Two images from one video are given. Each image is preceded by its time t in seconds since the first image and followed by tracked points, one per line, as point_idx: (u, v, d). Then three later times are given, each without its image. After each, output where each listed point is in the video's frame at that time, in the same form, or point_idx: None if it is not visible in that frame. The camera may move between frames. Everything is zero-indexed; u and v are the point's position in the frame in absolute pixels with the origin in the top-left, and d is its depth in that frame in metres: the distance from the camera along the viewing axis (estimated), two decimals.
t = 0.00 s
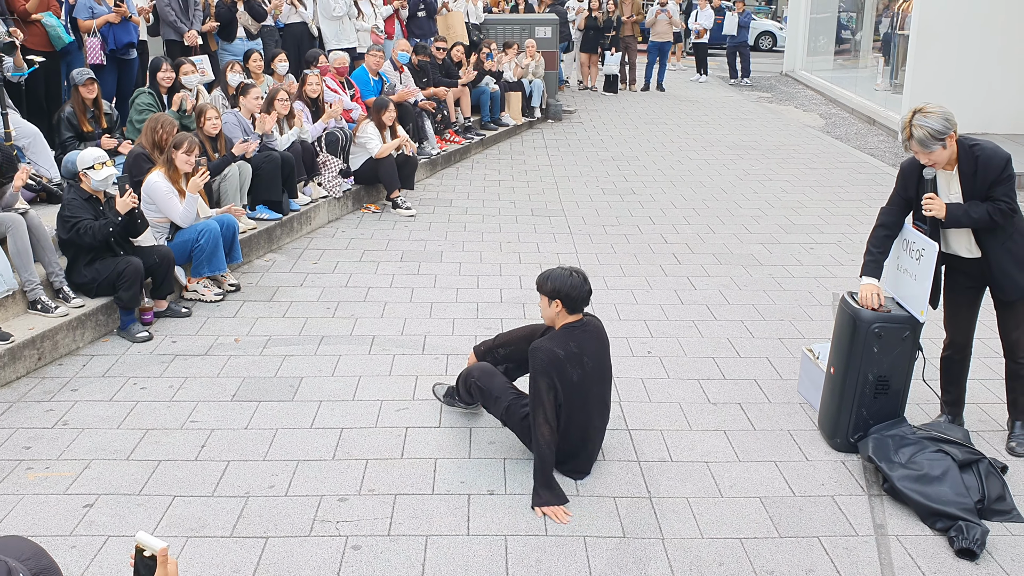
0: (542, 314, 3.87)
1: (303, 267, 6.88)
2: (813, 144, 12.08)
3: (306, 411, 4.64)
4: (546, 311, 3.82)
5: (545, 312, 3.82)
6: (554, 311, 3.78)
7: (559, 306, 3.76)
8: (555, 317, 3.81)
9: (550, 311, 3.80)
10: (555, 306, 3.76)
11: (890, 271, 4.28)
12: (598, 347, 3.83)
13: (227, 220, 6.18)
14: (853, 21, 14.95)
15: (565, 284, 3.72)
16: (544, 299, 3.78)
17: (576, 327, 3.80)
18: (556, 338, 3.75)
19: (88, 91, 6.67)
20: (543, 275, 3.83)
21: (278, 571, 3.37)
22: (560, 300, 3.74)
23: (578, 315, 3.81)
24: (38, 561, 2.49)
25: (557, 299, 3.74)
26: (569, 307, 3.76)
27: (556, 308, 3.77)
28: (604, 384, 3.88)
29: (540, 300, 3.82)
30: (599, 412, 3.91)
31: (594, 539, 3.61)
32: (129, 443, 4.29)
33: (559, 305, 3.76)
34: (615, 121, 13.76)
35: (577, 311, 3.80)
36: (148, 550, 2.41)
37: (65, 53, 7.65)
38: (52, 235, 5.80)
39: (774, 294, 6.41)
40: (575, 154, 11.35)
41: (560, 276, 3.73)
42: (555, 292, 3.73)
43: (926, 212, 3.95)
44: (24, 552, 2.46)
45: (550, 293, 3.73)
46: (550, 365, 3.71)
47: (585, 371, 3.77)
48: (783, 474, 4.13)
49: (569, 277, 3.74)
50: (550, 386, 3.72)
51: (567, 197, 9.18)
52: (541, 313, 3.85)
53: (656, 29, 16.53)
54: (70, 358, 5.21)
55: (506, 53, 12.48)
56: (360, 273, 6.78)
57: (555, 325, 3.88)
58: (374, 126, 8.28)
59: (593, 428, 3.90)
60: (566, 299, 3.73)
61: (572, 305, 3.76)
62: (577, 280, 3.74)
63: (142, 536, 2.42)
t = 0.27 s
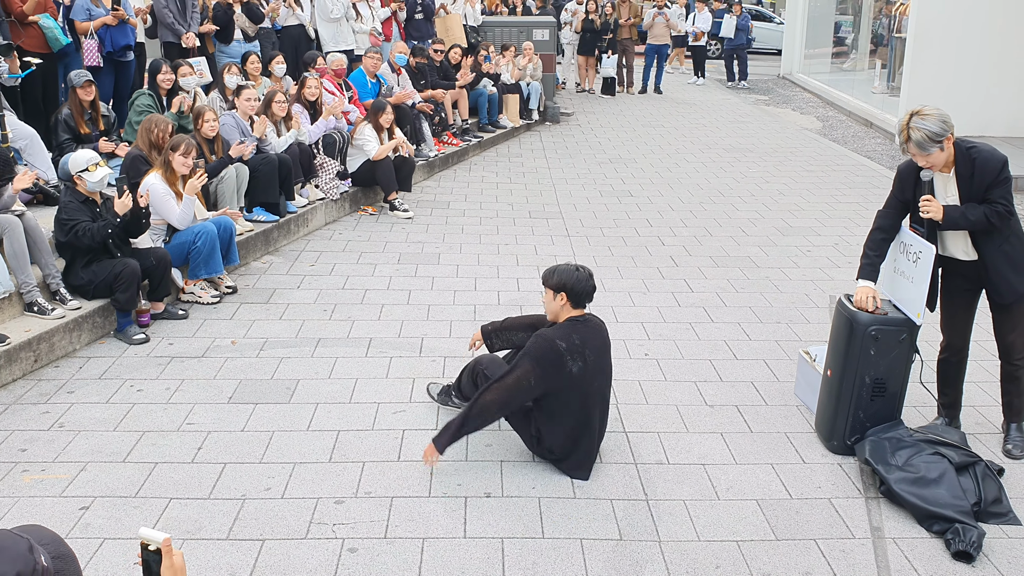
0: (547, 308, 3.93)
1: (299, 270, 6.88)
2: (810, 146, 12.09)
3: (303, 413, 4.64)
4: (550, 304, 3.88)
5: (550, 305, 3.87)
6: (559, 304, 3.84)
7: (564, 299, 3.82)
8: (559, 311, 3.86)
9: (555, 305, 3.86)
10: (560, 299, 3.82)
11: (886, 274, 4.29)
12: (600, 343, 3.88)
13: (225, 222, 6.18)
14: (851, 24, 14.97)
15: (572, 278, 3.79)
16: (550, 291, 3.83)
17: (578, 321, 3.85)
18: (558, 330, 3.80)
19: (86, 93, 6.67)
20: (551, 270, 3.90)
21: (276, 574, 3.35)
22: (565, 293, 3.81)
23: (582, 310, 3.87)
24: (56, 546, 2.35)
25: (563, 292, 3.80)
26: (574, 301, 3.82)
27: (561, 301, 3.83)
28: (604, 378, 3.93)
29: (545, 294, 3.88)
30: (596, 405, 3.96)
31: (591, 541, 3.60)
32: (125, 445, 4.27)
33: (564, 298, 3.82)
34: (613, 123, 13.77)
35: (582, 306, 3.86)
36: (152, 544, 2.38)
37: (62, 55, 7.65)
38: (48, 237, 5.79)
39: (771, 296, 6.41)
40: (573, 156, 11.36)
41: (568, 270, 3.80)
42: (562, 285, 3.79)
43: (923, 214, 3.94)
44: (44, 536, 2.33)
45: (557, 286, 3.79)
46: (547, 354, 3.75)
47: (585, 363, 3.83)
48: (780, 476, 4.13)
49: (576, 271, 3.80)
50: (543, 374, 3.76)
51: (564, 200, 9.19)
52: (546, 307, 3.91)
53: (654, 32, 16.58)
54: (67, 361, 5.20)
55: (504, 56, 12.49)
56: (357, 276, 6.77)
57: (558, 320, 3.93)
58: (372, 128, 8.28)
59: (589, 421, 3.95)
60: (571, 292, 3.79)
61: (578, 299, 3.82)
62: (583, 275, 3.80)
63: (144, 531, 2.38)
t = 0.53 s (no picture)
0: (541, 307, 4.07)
1: (295, 271, 6.87)
2: (806, 148, 12.11)
3: (298, 414, 4.63)
4: (543, 303, 4.01)
5: (543, 303, 4.01)
6: (551, 302, 3.97)
7: (556, 297, 3.95)
8: (551, 309, 4.00)
9: (547, 304, 3.99)
10: (552, 296, 3.96)
11: (883, 276, 4.29)
12: (589, 341, 3.99)
13: (221, 223, 6.17)
14: (847, 25, 15.00)
15: (564, 278, 3.92)
16: (543, 289, 3.97)
17: (569, 319, 3.98)
18: (546, 324, 3.95)
19: (82, 95, 6.66)
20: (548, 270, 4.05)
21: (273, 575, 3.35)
22: (558, 291, 3.94)
23: (574, 309, 4.00)
24: (72, 535, 2.37)
25: (555, 291, 3.93)
26: (566, 300, 3.95)
27: (554, 299, 3.96)
28: (591, 376, 4.00)
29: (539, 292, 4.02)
30: (581, 406, 4.03)
31: (587, 543, 3.60)
32: (121, 446, 4.26)
33: (557, 297, 3.96)
34: (609, 125, 13.77)
35: (574, 305, 3.99)
36: (159, 538, 2.39)
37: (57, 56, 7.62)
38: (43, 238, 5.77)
39: (768, 298, 6.42)
40: (569, 158, 11.35)
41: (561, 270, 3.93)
42: (554, 283, 3.92)
43: (920, 216, 3.95)
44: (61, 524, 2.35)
45: (550, 284, 3.93)
46: (529, 341, 3.89)
47: (570, 359, 3.94)
48: (776, 478, 4.13)
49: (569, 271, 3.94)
50: (519, 357, 3.90)
51: (561, 201, 9.18)
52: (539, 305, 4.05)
53: (650, 34, 16.65)
54: (62, 362, 5.18)
55: (500, 57, 12.49)
56: (353, 277, 6.76)
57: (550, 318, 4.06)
58: (368, 129, 8.27)
59: (573, 416, 4.00)
60: (563, 291, 3.92)
61: (570, 299, 3.95)
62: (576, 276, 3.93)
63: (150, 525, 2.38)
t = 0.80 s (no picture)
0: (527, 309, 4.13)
1: (289, 272, 6.85)
2: (800, 149, 12.13)
3: (291, 416, 4.61)
4: (527, 305, 4.08)
5: (527, 304, 4.08)
6: (535, 302, 4.04)
7: (538, 298, 4.01)
8: (535, 310, 4.06)
9: (531, 305, 4.06)
10: (535, 297, 4.02)
11: (877, 277, 4.29)
12: (573, 338, 4.03)
13: (214, 223, 6.15)
14: (840, 27, 15.04)
15: (544, 278, 3.97)
16: (527, 290, 4.04)
17: (552, 317, 4.04)
18: (529, 323, 4.02)
19: (75, 95, 6.64)
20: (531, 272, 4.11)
21: None
22: (540, 292, 4.00)
23: (557, 307, 4.06)
24: (62, 528, 2.34)
25: (537, 291, 3.99)
26: (548, 299, 4.01)
27: (537, 300, 4.02)
28: (576, 373, 4.02)
29: (523, 294, 4.08)
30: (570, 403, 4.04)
31: (581, 544, 3.59)
32: (113, 448, 4.25)
33: (540, 297, 4.02)
34: (603, 126, 13.77)
35: (558, 304, 4.04)
36: (155, 540, 2.39)
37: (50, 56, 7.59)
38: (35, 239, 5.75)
39: (761, 299, 6.42)
40: (563, 159, 11.35)
41: (542, 271, 3.99)
42: (535, 283, 3.98)
43: (914, 218, 3.97)
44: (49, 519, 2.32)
45: (531, 284, 3.99)
46: (511, 340, 3.98)
47: (553, 356, 3.99)
48: (770, 479, 4.13)
49: (550, 272, 3.99)
50: (502, 355, 4.00)
51: (555, 202, 9.18)
52: (524, 307, 4.12)
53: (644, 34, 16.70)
54: (54, 363, 5.16)
55: (494, 59, 12.49)
56: (346, 278, 6.75)
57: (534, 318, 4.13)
58: (361, 129, 8.27)
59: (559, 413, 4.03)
60: (544, 291, 3.98)
61: (553, 298, 4.01)
62: (556, 275, 3.98)
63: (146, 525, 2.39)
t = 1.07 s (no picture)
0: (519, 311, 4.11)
1: (285, 274, 6.85)
2: (796, 152, 12.15)
3: (288, 418, 4.61)
4: (519, 307, 4.06)
5: (519, 306, 4.06)
6: (526, 305, 4.03)
7: (530, 299, 4.00)
8: (527, 311, 4.05)
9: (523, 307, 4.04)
10: (527, 300, 4.00)
11: (874, 280, 4.30)
12: (567, 338, 4.02)
13: (211, 225, 6.15)
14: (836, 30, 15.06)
15: (535, 280, 3.96)
16: (517, 293, 4.02)
17: (545, 318, 4.03)
18: (523, 325, 4.01)
19: (71, 97, 6.62)
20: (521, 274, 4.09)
21: None
22: (532, 294, 3.98)
23: (549, 308, 4.05)
24: (54, 528, 2.34)
25: (529, 294, 3.98)
26: (540, 300, 4.00)
27: (529, 302, 4.00)
28: (572, 373, 4.03)
29: (514, 296, 4.06)
30: (566, 403, 4.05)
31: (578, 546, 3.59)
32: (110, 450, 4.24)
33: (531, 299, 4.00)
34: (600, 128, 13.78)
35: (550, 305, 4.04)
36: (151, 542, 2.40)
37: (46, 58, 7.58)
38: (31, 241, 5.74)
39: (758, 301, 6.43)
40: (560, 161, 11.35)
41: (532, 272, 3.97)
42: (526, 286, 3.97)
43: (910, 220, 3.96)
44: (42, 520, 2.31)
45: (522, 287, 3.98)
46: (505, 342, 3.98)
47: (547, 357, 3.99)
48: (767, 481, 4.13)
49: (540, 273, 3.97)
50: (498, 358, 4.00)
51: (552, 204, 9.18)
52: (516, 309, 4.10)
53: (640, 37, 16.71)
54: (50, 365, 5.15)
55: (491, 60, 12.49)
56: (343, 280, 6.75)
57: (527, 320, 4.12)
58: (358, 131, 8.26)
59: (556, 413, 4.03)
60: (536, 293, 3.97)
61: (545, 299, 4.00)
62: (546, 276, 3.97)
63: (142, 527, 2.40)
